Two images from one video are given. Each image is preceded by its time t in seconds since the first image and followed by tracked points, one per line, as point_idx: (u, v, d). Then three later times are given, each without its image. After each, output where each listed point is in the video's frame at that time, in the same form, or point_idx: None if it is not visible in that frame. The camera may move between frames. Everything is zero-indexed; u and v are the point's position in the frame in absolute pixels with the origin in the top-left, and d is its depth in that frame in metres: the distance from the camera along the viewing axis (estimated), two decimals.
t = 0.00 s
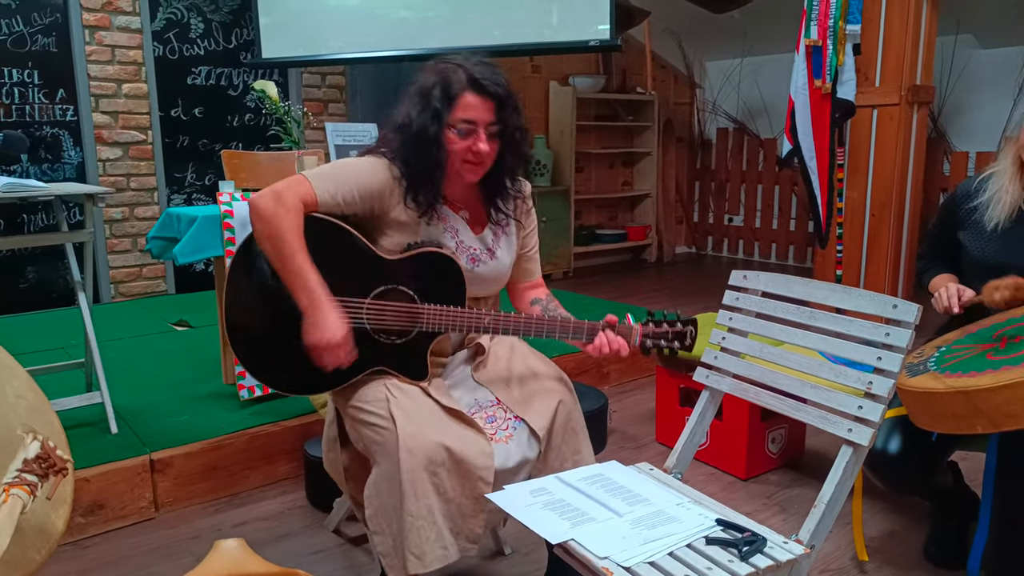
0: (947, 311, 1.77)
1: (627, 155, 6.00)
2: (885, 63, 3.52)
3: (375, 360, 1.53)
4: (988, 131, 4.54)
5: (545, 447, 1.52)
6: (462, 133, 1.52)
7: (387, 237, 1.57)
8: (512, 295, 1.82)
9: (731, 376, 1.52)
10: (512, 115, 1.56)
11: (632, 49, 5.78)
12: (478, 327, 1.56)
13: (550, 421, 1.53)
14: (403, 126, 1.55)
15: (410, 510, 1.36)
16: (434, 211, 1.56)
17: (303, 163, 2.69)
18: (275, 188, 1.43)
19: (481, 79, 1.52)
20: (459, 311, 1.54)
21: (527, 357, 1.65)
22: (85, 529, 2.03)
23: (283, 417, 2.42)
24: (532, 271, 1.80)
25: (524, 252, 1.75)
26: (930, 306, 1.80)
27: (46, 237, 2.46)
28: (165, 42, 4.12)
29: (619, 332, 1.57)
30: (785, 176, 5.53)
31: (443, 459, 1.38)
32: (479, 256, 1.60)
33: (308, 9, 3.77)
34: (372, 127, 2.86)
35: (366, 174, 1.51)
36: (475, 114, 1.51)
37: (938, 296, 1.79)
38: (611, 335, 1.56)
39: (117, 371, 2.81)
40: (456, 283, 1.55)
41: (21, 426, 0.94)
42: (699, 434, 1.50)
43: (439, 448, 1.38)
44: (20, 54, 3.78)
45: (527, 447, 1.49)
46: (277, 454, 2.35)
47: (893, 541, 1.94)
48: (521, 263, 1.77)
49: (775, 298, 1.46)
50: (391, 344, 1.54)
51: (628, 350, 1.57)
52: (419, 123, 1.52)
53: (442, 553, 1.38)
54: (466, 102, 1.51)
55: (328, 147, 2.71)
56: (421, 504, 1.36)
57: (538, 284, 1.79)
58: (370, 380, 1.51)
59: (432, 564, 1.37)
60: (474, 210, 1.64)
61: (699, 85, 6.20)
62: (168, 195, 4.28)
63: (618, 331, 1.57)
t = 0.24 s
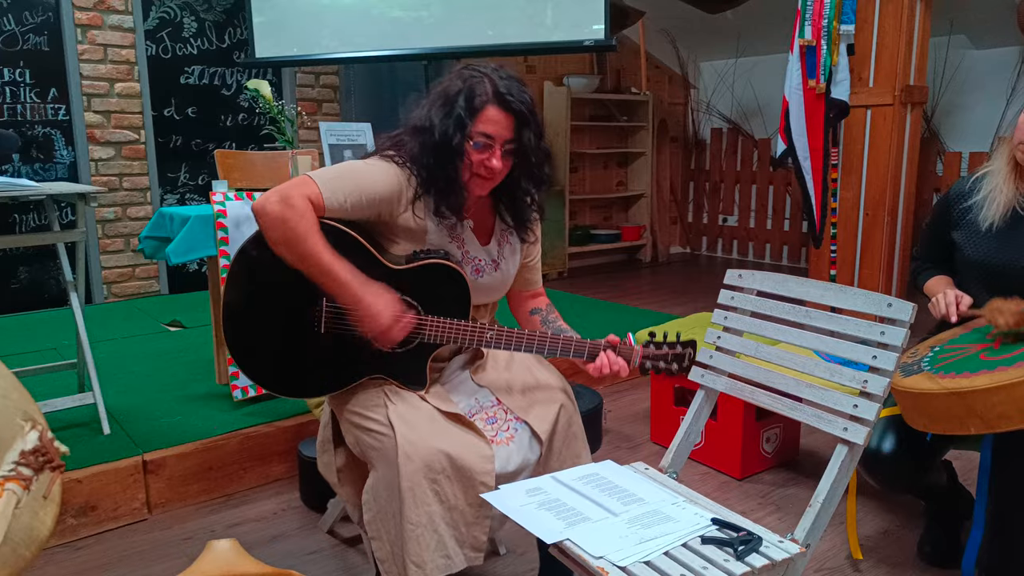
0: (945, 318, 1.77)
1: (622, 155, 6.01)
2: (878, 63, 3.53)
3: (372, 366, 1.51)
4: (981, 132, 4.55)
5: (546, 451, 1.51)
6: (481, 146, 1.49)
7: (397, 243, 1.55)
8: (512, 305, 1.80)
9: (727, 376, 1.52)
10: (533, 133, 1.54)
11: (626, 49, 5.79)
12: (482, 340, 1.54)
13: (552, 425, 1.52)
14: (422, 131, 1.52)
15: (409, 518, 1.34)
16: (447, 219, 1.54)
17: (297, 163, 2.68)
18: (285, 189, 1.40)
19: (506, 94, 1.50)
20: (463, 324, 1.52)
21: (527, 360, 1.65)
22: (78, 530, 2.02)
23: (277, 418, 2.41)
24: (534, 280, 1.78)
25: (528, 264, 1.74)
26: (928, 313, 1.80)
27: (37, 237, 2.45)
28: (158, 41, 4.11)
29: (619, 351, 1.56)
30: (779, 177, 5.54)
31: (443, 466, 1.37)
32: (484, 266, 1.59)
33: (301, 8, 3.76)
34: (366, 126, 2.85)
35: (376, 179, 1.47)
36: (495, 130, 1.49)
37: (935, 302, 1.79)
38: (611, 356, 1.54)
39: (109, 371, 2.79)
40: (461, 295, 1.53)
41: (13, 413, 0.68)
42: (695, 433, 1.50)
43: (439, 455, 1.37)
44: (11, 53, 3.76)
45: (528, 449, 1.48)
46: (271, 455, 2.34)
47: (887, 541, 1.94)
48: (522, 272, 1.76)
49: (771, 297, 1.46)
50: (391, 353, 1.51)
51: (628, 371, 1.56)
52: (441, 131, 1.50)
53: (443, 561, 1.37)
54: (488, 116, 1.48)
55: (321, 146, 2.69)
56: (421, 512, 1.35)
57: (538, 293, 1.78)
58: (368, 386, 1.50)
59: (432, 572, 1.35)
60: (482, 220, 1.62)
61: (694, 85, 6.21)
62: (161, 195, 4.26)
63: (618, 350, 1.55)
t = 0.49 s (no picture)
0: (940, 312, 1.75)
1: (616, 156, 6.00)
2: (872, 63, 3.54)
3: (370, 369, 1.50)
4: (974, 132, 4.56)
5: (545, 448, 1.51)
6: (492, 158, 1.48)
7: (400, 249, 1.54)
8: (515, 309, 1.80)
9: (722, 375, 1.52)
10: (545, 151, 1.53)
11: (620, 49, 5.79)
12: (480, 348, 1.54)
13: (549, 421, 1.52)
14: (434, 137, 1.51)
15: (404, 522, 1.33)
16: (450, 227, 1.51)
17: (291, 162, 2.67)
18: (283, 194, 1.38)
19: (522, 109, 1.48)
20: (460, 331, 1.52)
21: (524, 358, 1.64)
22: (69, 532, 2.00)
23: (270, 418, 2.40)
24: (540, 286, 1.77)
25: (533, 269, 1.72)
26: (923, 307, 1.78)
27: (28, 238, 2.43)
28: (150, 41, 4.09)
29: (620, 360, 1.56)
30: (773, 177, 5.54)
31: (438, 469, 1.36)
32: (486, 274, 1.58)
33: (295, 7, 3.74)
34: (360, 126, 2.83)
35: (377, 185, 1.45)
36: (507, 143, 1.47)
37: (929, 297, 1.78)
38: (610, 364, 1.54)
39: (101, 373, 2.78)
40: (458, 301, 1.52)
41: None
42: (690, 432, 1.49)
43: (434, 458, 1.36)
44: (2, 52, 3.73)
45: (525, 446, 1.48)
46: (264, 456, 2.32)
47: (882, 540, 1.94)
48: (527, 278, 1.74)
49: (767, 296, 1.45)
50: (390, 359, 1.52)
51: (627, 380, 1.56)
52: (453, 138, 1.48)
53: (438, 563, 1.36)
54: (502, 129, 1.47)
55: (314, 146, 2.68)
56: (416, 516, 1.34)
57: (542, 299, 1.77)
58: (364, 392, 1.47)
59: None
60: (486, 227, 1.60)
61: (688, 85, 6.21)
62: (154, 196, 4.24)
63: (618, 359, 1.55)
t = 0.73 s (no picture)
0: (933, 314, 1.76)
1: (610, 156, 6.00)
2: (865, 63, 3.54)
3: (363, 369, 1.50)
4: (967, 132, 4.58)
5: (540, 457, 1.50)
6: (494, 163, 1.47)
7: (398, 249, 1.53)
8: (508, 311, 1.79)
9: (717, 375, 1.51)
10: (549, 159, 1.52)
11: (614, 49, 5.79)
12: (475, 349, 1.53)
13: (543, 431, 1.50)
14: (438, 138, 1.49)
15: (398, 523, 1.33)
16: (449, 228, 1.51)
17: (284, 162, 2.66)
18: (279, 193, 1.37)
19: (527, 116, 1.47)
20: (457, 331, 1.52)
21: (519, 366, 1.63)
22: (61, 535, 1.99)
23: (263, 419, 2.39)
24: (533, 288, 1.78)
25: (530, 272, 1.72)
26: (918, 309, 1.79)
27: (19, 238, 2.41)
28: (143, 41, 4.07)
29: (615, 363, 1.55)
30: (767, 177, 5.56)
31: (433, 470, 1.36)
32: (481, 276, 1.58)
33: (288, 6, 3.73)
34: (354, 126, 2.83)
35: (376, 183, 1.44)
36: (510, 149, 1.47)
37: (924, 298, 1.79)
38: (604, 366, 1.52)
39: (93, 374, 2.76)
40: (452, 300, 1.52)
41: None
42: (684, 433, 1.49)
43: (428, 459, 1.36)
44: None
45: (519, 458, 1.46)
46: (258, 457, 2.31)
47: (877, 539, 1.94)
48: (520, 278, 1.75)
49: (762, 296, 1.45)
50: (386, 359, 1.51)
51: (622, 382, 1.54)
52: (457, 140, 1.46)
53: (431, 565, 1.35)
54: (505, 134, 1.46)
55: (308, 146, 2.67)
56: (410, 518, 1.34)
57: (534, 300, 1.76)
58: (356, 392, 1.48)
59: None
60: (483, 230, 1.59)
61: (682, 85, 6.22)
62: (147, 196, 4.22)
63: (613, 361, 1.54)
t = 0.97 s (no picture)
0: (926, 305, 1.76)
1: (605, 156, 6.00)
2: (858, 64, 3.55)
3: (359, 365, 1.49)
4: (959, 132, 4.60)
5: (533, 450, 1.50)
6: (486, 160, 1.47)
7: (388, 245, 1.52)
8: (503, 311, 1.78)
9: (712, 374, 1.52)
10: (541, 157, 1.53)
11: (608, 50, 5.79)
12: (468, 343, 1.52)
13: (538, 422, 1.51)
14: (431, 136, 1.50)
15: (393, 516, 1.32)
16: (442, 226, 1.51)
17: (278, 163, 2.65)
18: (270, 190, 1.35)
19: (518, 114, 1.48)
20: (448, 326, 1.50)
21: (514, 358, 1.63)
22: (54, 537, 1.98)
23: (258, 420, 2.38)
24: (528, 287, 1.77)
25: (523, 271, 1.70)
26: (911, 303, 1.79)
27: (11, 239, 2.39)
28: (136, 41, 4.05)
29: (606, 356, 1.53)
30: (761, 177, 5.57)
31: (427, 462, 1.36)
32: (474, 272, 1.58)
33: (282, 7, 3.72)
34: (348, 126, 2.82)
35: (367, 180, 1.44)
36: (502, 147, 1.47)
37: (916, 291, 1.78)
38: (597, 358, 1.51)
39: (86, 375, 2.75)
40: (445, 295, 1.51)
41: None
42: (680, 432, 1.49)
43: (422, 451, 1.36)
44: None
45: (514, 445, 1.47)
46: (252, 458, 2.31)
47: (871, 538, 1.95)
48: (514, 278, 1.74)
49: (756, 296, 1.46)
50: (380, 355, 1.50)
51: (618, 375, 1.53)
52: (450, 137, 1.47)
53: (427, 559, 1.35)
54: (497, 132, 1.46)
55: (302, 146, 2.67)
56: (405, 510, 1.33)
57: (529, 299, 1.76)
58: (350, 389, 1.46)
59: (416, 571, 1.33)
60: (475, 227, 1.59)
61: (676, 86, 6.23)
62: (140, 196, 4.20)
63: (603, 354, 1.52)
